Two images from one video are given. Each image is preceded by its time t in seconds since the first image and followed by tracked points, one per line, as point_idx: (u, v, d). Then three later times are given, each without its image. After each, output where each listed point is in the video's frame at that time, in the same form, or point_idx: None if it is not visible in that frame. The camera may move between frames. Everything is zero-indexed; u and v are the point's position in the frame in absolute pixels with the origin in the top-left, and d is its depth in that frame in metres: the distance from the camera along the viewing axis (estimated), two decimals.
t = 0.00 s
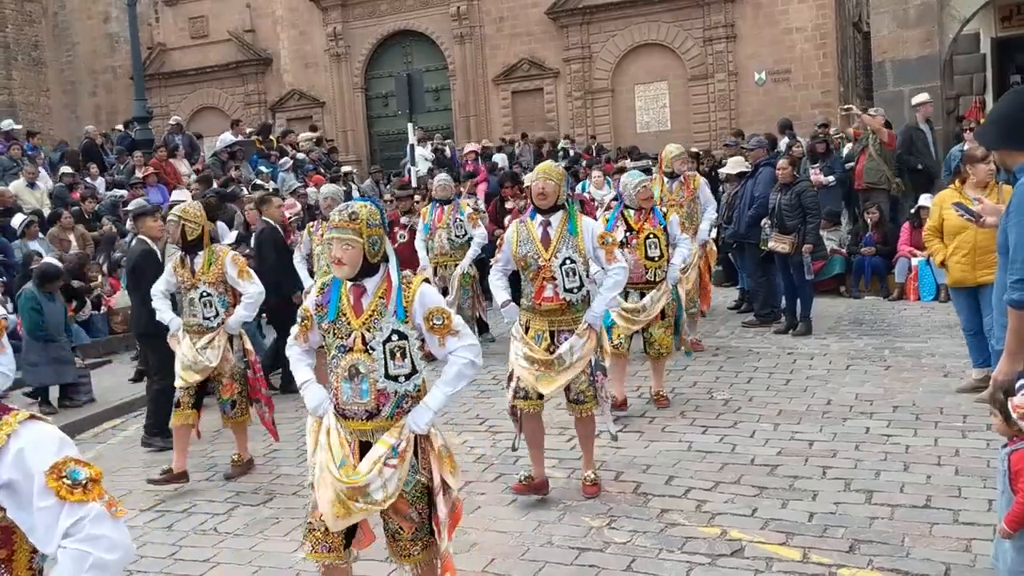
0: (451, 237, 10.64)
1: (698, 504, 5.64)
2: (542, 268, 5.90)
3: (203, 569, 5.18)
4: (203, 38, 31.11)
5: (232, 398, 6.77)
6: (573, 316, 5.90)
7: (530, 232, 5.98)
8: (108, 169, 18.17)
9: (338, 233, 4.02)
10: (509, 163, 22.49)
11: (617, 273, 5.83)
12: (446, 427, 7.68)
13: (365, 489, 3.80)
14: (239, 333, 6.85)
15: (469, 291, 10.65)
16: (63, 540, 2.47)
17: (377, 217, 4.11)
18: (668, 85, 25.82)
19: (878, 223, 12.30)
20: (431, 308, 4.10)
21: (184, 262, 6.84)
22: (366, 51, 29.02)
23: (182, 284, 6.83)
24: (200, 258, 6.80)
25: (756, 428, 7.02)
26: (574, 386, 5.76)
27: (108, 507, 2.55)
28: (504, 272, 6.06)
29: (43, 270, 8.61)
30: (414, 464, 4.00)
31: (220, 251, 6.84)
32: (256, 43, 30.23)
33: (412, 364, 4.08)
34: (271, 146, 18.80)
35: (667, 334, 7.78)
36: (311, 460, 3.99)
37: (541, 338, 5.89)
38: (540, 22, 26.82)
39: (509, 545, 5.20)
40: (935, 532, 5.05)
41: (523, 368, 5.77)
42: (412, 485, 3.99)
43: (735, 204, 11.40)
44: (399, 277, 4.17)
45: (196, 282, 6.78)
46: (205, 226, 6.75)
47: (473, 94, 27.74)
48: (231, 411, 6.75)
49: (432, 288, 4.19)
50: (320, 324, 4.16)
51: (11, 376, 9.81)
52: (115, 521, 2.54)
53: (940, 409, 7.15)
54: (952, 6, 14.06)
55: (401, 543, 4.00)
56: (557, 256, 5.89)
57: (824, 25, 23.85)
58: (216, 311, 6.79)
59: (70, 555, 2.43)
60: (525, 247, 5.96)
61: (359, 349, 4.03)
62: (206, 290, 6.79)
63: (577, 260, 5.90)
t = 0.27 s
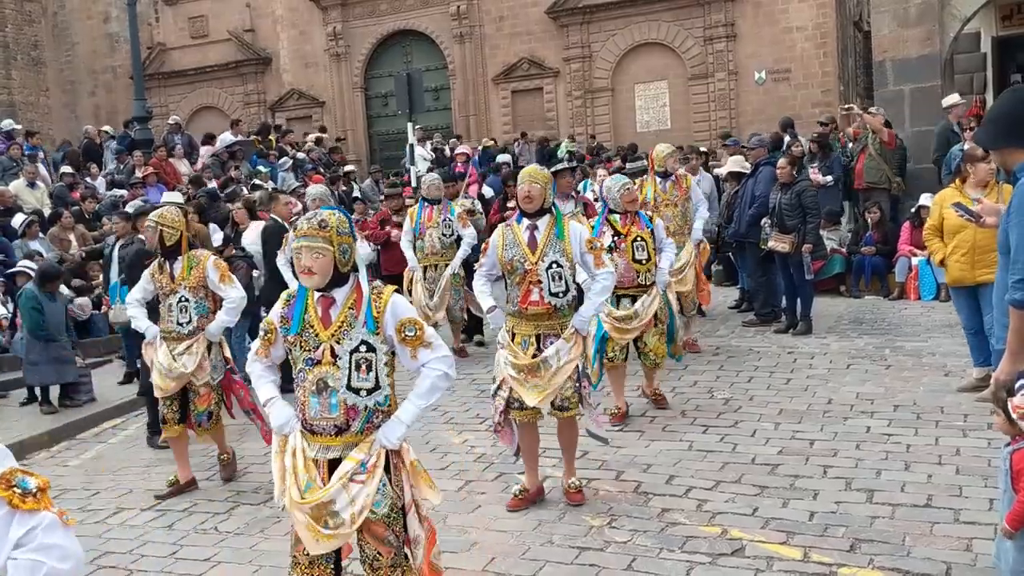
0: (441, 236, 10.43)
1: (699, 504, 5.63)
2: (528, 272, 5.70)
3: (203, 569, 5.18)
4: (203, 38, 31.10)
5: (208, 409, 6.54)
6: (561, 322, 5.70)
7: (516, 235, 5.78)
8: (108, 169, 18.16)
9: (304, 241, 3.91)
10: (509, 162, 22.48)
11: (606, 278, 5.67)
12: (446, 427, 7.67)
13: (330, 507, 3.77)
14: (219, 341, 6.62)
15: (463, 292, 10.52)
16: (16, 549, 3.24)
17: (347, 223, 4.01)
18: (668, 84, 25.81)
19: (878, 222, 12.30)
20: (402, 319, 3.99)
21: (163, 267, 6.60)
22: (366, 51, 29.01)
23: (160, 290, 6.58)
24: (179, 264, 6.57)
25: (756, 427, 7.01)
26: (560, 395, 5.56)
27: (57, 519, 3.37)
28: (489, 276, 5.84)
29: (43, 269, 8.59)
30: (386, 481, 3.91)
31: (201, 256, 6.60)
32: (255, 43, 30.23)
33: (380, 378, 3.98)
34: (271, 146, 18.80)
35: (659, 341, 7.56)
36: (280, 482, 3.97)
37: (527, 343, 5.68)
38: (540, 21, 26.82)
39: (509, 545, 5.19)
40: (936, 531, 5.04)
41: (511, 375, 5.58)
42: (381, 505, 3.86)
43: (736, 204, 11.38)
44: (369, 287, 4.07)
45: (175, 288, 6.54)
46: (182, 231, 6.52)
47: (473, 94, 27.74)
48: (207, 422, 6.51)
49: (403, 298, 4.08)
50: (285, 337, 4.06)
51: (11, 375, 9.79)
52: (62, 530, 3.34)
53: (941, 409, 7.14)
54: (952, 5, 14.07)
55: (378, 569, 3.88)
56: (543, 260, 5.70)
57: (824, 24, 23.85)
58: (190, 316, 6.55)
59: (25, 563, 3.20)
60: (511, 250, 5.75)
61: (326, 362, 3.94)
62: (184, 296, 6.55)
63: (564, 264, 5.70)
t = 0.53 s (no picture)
0: (437, 239, 10.43)
1: (700, 505, 5.62)
2: (522, 276, 5.65)
3: (206, 570, 5.19)
4: (204, 39, 31.12)
5: (205, 412, 6.49)
6: (554, 326, 5.65)
7: (510, 239, 5.75)
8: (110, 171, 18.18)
9: (286, 245, 3.87)
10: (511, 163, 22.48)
11: (601, 282, 5.55)
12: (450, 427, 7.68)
13: (315, 522, 3.76)
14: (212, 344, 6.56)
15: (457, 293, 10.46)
16: None
17: (334, 229, 4.00)
18: (669, 84, 25.81)
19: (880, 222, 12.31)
20: (387, 327, 3.91)
21: (153, 271, 6.55)
22: (367, 52, 29.02)
23: (151, 293, 6.54)
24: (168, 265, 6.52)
25: (758, 428, 7.00)
26: (557, 400, 5.57)
27: None
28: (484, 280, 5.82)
29: (45, 271, 8.60)
30: (371, 494, 3.89)
31: (191, 258, 6.52)
32: (256, 44, 30.24)
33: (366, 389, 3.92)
34: (273, 147, 18.81)
35: (656, 345, 7.39)
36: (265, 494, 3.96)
37: (521, 348, 5.62)
38: (541, 22, 26.81)
39: (511, 546, 5.19)
40: (937, 532, 5.04)
41: (504, 381, 5.53)
42: (367, 520, 3.85)
43: (738, 203, 11.36)
44: (354, 294, 4.01)
45: (166, 292, 6.49)
46: (172, 233, 6.45)
47: (474, 94, 27.74)
48: (205, 425, 6.48)
49: (388, 305, 4.00)
50: (269, 346, 4.01)
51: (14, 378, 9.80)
52: None
53: (943, 409, 7.14)
54: (953, 5, 13.99)
55: None
56: (537, 264, 5.65)
57: (825, 24, 23.84)
58: (176, 321, 6.49)
59: None
60: (505, 254, 5.72)
61: (308, 372, 3.88)
62: (173, 300, 6.49)
63: (558, 268, 5.66)
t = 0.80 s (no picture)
0: (441, 243, 10.08)
1: (718, 502, 5.61)
2: (515, 277, 5.53)
3: (223, 569, 5.20)
4: (219, 41, 31.24)
5: (206, 422, 6.43)
6: (551, 327, 5.52)
7: (504, 240, 5.61)
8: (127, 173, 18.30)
9: (265, 256, 3.70)
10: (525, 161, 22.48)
11: (597, 282, 5.39)
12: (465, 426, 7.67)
13: (301, 548, 3.56)
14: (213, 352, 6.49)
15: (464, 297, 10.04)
16: None
17: (307, 237, 3.81)
18: (684, 80, 25.74)
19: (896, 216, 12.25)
20: (365, 340, 3.73)
21: (150, 278, 6.39)
22: (380, 51, 29.07)
23: (148, 302, 6.37)
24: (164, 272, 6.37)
25: (776, 424, 6.98)
26: (557, 403, 5.39)
27: None
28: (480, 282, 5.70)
29: (63, 273, 8.67)
30: (354, 514, 3.72)
31: (189, 265, 6.40)
32: (271, 45, 30.33)
33: (345, 405, 3.76)
34: (288, 147, 18.89)
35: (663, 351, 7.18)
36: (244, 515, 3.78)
37: (518, 351, 5.51)
38: (554, 19, 26.78)
39: (528, 544, 5.19)
40: (957, 527, 5.00)
41: (504, 384, 5.42)
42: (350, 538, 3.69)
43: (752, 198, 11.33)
44: (333, 304, 3.84)
45: (164, 300, 6.33)
46: (171, 240, 6.36)
47: (488, 93, 27.75)
48: (207, 434, 6.43)
49: (367, 317, 3.82)
50: (247, 361, 3.85)
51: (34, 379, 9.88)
52: None
53: (962, 404, 7.09)
54: None
55: None
56: (531, 264, 5.51)
57: (840, 18, 23.73)
58: (181, 328, 6.37)
59: None
60: (498, 255, 5.59)
61: (285, 386, 3.73)
62: (173, 308, 6.35)
63: (552, 268, 5.50)
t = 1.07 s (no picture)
0: (432, 244, 9.98)
1: (720, 502, 5.61)
2: (503, 278, 5.46)
3: (224, 570, 5.20)
4: (222, 40, 31.26)
5: (171, 410, 6.11)
6: (541, 327, 5.39)
7: (494, 240, 5.55)
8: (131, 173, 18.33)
9: (230, 254, 3.50)
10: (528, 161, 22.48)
11: (585, 282, 5.23)
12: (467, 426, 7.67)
13: (255, 550, 3.38)
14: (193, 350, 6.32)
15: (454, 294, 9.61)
16: None
17: (275, 234, 3.62)
18: (687, 80, 25.73)
19: (899, 216, 12.24)
20: (333, 340, 3.49)
21: (132, 275, 6.28)
22: (384, 51, 29.08)
23: (131, 300, 6.28)
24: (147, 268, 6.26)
25: (779, 425, 6.98)
26: (539, 404, 5.21)
27: None
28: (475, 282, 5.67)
29: (67, 272, 8.69)
30: (319, 521, 3.48)
31: (171, 262, 6.24)
32: (274, 45, 30.36)
33: (307, 407, 3.54)
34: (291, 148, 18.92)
35: (655, 346, 6.78)
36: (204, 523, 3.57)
37: (509, 352, 5.42)
38: (558, 19, 26.78)
39: (530, 545, 5.19)
40: (960, 528, 5.00)
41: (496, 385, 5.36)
42: (311, 549, 3.44)
43: (755, 198, 11.32)
44: (303, 304, 3.62)
45: (146, 297, 6.23)
46: (154, 237, 6.23)
47: (491, 92, 27.75)
48: (167, 421, 6.06)
49: (336, 316, 3.58)
50: (211, 363, 3.65)
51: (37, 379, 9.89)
52: None
53: (965, 405, 7.08)
54: None
55: None
56: (517, 265, 5.41)
57: (844, 18, 23.71)
58: (163, 326, 6.25)
59: None
60: (488, 256, 5.54)
61: (250, 390, 3.52)
62: (155, 305, 6.24)
63: (539, 269, 5.38)
